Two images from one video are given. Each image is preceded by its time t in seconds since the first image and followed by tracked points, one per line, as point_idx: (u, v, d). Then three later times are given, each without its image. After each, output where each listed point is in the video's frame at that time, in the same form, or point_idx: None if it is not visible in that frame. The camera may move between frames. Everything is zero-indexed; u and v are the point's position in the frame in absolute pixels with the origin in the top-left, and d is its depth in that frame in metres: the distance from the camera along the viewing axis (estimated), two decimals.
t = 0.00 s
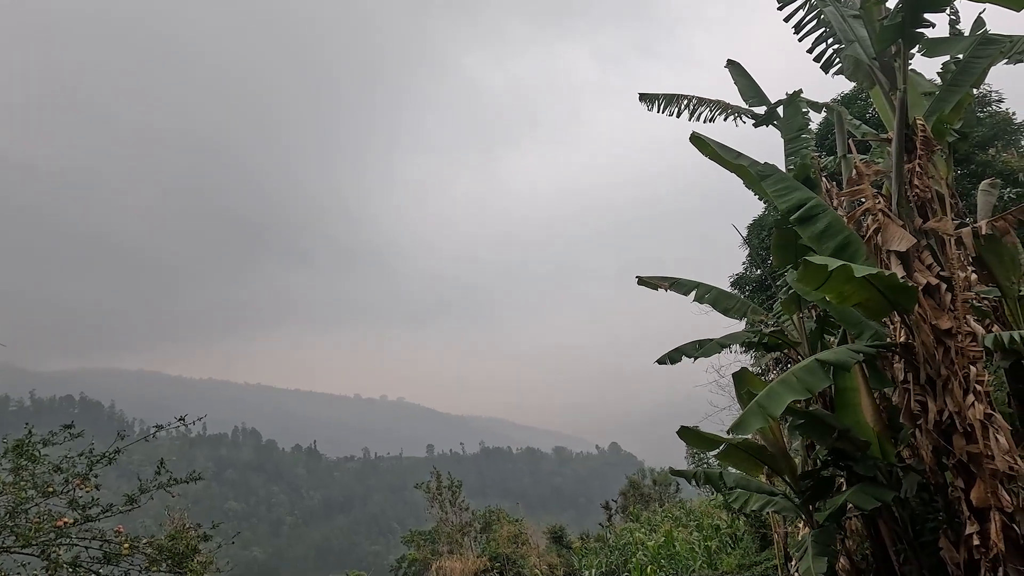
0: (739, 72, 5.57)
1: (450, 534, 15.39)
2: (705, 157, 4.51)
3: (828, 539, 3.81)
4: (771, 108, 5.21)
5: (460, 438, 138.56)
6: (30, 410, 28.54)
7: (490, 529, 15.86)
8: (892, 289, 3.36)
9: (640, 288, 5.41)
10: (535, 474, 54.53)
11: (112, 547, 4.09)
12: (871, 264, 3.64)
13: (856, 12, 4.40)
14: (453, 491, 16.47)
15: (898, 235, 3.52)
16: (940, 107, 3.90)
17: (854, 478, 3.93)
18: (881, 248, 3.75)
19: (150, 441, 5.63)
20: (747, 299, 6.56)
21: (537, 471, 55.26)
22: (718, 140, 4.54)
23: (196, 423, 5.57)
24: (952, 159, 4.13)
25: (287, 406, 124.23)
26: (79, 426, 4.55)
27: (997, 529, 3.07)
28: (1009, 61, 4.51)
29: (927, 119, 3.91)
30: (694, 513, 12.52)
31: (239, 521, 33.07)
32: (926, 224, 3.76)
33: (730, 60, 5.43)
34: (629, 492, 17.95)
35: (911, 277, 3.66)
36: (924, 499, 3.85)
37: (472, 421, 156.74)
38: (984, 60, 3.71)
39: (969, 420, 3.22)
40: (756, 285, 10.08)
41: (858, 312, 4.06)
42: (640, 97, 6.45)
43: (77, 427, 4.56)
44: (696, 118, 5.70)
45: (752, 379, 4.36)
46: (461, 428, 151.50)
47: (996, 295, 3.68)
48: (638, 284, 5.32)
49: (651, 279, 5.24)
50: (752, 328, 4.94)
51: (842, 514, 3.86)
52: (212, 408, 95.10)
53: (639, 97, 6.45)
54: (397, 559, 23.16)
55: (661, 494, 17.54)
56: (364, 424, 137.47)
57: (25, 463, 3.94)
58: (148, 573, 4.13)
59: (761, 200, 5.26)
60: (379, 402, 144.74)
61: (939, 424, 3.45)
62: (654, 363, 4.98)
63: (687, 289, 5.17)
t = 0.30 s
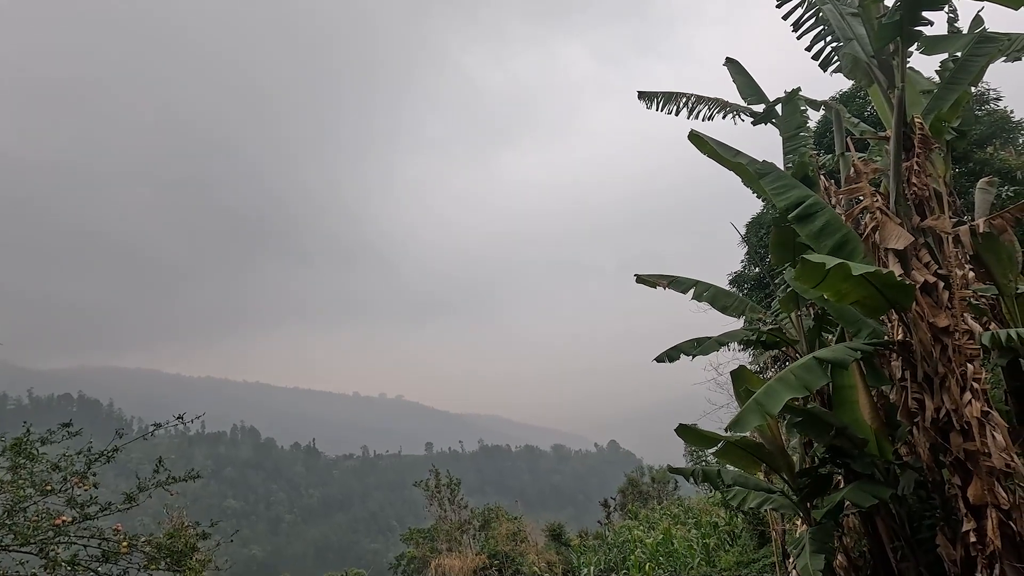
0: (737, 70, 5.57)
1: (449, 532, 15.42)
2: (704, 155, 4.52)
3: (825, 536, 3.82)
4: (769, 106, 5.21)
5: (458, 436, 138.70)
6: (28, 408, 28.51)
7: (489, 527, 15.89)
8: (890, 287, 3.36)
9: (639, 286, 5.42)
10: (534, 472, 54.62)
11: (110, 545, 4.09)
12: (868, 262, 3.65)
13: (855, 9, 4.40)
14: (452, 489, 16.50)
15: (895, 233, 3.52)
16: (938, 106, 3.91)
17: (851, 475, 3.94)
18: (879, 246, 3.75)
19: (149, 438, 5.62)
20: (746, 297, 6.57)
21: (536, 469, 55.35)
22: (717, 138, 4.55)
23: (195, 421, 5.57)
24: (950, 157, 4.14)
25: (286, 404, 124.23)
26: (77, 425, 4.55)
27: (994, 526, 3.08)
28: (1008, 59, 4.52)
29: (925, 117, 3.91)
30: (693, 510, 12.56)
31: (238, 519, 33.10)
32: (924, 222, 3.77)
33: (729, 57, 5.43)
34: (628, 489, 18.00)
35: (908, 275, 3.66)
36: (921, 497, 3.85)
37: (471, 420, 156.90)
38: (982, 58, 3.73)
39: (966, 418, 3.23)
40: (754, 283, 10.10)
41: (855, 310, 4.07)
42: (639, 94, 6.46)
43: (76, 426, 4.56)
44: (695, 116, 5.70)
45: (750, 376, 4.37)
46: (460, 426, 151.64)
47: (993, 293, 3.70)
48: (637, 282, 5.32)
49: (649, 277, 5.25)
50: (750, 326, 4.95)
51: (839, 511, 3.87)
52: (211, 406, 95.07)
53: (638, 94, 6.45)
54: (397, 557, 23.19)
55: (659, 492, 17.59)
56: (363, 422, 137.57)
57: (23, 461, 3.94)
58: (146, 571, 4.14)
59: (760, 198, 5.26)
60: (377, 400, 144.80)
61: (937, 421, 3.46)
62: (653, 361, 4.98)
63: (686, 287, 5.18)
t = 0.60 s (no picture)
0: (736, 69, 5.57)
1: (448, 530, 15.44)
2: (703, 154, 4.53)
3: (823, 534, 3.82)
4: (768, 105, 5.21)
5: (457, 435, 138.86)
6: (27, 408, 28.53)
7: (488, 525, 15.91)
8: (888, 285, 3.37)
9: (638, 284, 5.42)
10: (533, 470, 54.70)
11: (110, 545, 4.08)
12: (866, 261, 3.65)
13: (853, 8, 4.40)
14: (451, 487, 16.51)
15: (893, 231, 3.53)
16: (936, 104, 3.92)
17: (850, 473, 3.95)
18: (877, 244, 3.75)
19: (148, 437, 5.62)
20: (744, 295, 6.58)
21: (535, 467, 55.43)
22: (716, 137, 4.55)
23: (194, 420, 5.55)
24: (948, 155, 4.15)
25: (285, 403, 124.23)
26: (76, 424, 4.54)
27: (992, 523, 3.08)
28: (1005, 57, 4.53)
29: (923, 115, 3.91)
30: (691, 508, 12.59)
31: (237, 517, 33.14)
32: (921, 220, 3.77)
33: (727, 56, 5.43)
34: (626, 487, 18.03)
35: (907, 273, 3.66)
36: (919, 494, 3.86)
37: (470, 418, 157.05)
38: (980, 57, 3.76)
39: (964, 416, 3.24)
40: (753, 281, 10.11)
41: (853, 308, 4.08)
42: (637, 93, 6.46)
43: (74, 425, 4.54)
44: (694, 114, 5.71)
45: (748, 375, 4.37)
46: (459, 425, 151.76)
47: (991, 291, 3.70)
48: (636, 281, 5.33)
49: (648, 276, 5.25)
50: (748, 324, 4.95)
51: (838, 509, 3.87)
52: (210, 405, 95.04)
53: (637, 92, 6.46)
54: (396, 555, 23.26)
55: (658, 490, 17.63)
56: (361, 421, 137.64)
57: (22, 461, 3.94)
58: (145, 571, 4.14)
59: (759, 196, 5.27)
60: (376, 399, 144.85)
61: (935, 419, 3.47)
62: (652, 360, 4.99)
63: (684, 286, 5.19)
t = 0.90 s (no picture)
0: (733, 68, 5.58)
1: (446, 530, 15.44)
2: (701, 153, 4.54)
3: (820, 533, 3.83)
4: (765, 104, 5.22)
5: (455, 435, 138.83)
6: (23, 407, 28.43)
7: (485, 525, 15.92)
8: (885, 285, 3.37)
9: (635, 284, 5.43)
10: (531, 470, 54.72)
11: (106, 545, 4.05)
12: (864, 260, 3.66)
13: (851, 7, 4.40)
14: (449, 487, 16.50)
15: (890, 231, 3.53)
16: (933, 104, 3.93)
17: (847, 472, 3.97)
18: (874, 244, 3.76)
19: (145, 437, 5.59)
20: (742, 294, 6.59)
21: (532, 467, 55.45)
22: (714, 137, 4.56)
23: (191, 420, 5.53)
24: (944, 155, 4.16)
25: (282, 403, 124.04)
26: (72, 424, 4.51)
27: (988, 522, 3.10)
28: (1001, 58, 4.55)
29: (920, 115, 3.92)
30: (689, 507, 12.61)
31: (234, 517, 33.09)
32: (918, 220, 3.78)
33: (725, 55, 5.44)
34: (624, 487, 18.04)
35: (904, 272, 3.67)
36: (916, 493, 3.87)
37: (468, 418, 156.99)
38: (976, 57, 3.77)
39: (960, 415, 3.25)
40: (750, 281, 10.13)
41: (850, 307, 4.09)
42: (635, 92, 6.48)
43: (70, 425, 4.52)
44: (691, 114, 5.72)
45: (746, 374, 4.37)
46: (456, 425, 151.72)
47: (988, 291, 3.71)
48: (633, 281, 5.33)
49: (646, 276, 5.25)
50: (746, 324, 4.96)
51: (835, 508, 3.88)
52: (207, 405, 94.84)
53: (635, 92, 6.48)
54: (394, 554, 23.23)
55: (656, 489, 17.65)
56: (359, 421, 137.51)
57: (17, 461, 3.92)
58: (142, 570, 4.13)
59: (756, 196, 5.26)
60: (374, 399, 144.72)
61: (931, 418, 3.48)
62: (650, 360, 5.00)
63: (682, 285, 5.19)
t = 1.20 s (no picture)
0: (730, 68, 5.59)
1: (444, 529, 15.45)
2: (698, 152, 4.55)
3: (818, 532, 3.84)
4: (763, 104, 5.23)
5: (453, 434, 138.81)
6: (20, 407, 28.33)
7: (484, 524, 15.94)
8: (882, 284, 3.38)
9: (633, 284, 5.43)
10: (530, 469, 54.75)
11: (104, 545, 4.05)
12: (861, 259, 3.67)
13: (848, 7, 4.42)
14: (447, 486, 16.49)
15: (887, 230, 3.53)
16: (930, 103, 3.94)
17: (844, 470, 3.98)
18: (871, 243, 3.77)
19: (142, 437, 5.58)
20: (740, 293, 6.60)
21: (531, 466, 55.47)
22: (711, 136, 4.57)
23: (189, 420, 5.52)
24: (941, 155, 4.17)
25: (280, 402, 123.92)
26: (69, 424, 4.50)
27: (984, 519, 3.12)
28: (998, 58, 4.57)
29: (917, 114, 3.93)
30: (687, 506, 12.63)
31: (232, 517, 33.05)
32: (915, 219, 3.79)
33: (722, 55, 5.45)
34: (622, 485, 18.05)
35: (901, 271, 3.68)
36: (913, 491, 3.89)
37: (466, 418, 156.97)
38: (973, 56, 3.79)
39: (957, 413, 3.26)
40: (748, 280, 10.16)
41: (848, 306, 4.10)
42: (633, 91, 6.49)
43: (67, 425, 4.51)
44: (689, 113, 5.72)
45: (744, 373, 4.38)
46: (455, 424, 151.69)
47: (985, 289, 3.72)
48: (631, 280, 5.34)
49: (644, 275, 5.26)
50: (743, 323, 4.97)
51: (832, 506, 3.90)
52: (204, 405, 94.58)
53: (633, 91, 6.49)
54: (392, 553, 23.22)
55: (654, 488, 17.68)
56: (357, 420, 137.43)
57: (14, 461, 3.92)
58: (140, 570, 4.12)
59: (754, 195, 5.27)
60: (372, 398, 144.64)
61: (928, 417, 3.49)
62: (648, 358, 5.00)
63: (680, 284, 5.21)
